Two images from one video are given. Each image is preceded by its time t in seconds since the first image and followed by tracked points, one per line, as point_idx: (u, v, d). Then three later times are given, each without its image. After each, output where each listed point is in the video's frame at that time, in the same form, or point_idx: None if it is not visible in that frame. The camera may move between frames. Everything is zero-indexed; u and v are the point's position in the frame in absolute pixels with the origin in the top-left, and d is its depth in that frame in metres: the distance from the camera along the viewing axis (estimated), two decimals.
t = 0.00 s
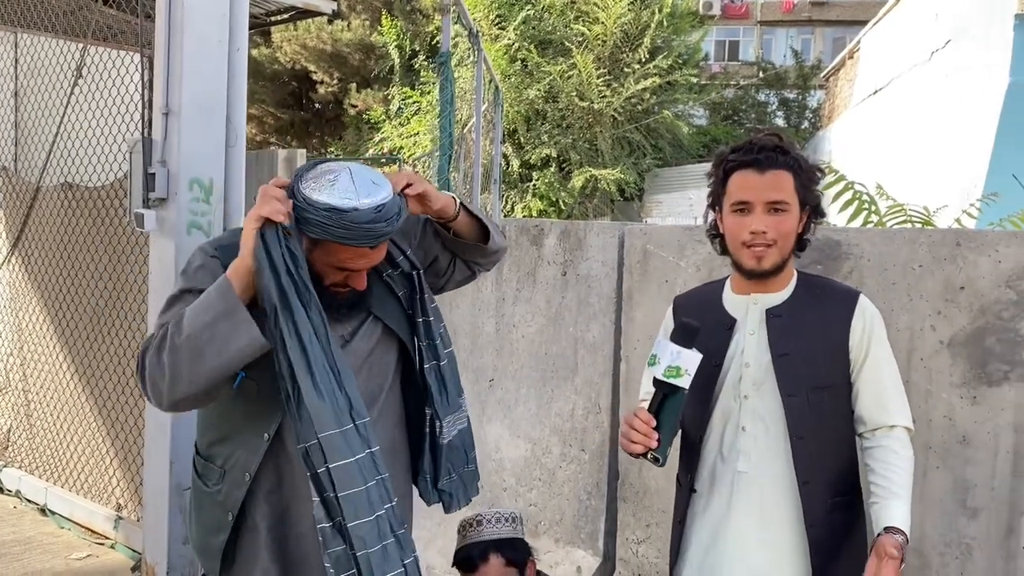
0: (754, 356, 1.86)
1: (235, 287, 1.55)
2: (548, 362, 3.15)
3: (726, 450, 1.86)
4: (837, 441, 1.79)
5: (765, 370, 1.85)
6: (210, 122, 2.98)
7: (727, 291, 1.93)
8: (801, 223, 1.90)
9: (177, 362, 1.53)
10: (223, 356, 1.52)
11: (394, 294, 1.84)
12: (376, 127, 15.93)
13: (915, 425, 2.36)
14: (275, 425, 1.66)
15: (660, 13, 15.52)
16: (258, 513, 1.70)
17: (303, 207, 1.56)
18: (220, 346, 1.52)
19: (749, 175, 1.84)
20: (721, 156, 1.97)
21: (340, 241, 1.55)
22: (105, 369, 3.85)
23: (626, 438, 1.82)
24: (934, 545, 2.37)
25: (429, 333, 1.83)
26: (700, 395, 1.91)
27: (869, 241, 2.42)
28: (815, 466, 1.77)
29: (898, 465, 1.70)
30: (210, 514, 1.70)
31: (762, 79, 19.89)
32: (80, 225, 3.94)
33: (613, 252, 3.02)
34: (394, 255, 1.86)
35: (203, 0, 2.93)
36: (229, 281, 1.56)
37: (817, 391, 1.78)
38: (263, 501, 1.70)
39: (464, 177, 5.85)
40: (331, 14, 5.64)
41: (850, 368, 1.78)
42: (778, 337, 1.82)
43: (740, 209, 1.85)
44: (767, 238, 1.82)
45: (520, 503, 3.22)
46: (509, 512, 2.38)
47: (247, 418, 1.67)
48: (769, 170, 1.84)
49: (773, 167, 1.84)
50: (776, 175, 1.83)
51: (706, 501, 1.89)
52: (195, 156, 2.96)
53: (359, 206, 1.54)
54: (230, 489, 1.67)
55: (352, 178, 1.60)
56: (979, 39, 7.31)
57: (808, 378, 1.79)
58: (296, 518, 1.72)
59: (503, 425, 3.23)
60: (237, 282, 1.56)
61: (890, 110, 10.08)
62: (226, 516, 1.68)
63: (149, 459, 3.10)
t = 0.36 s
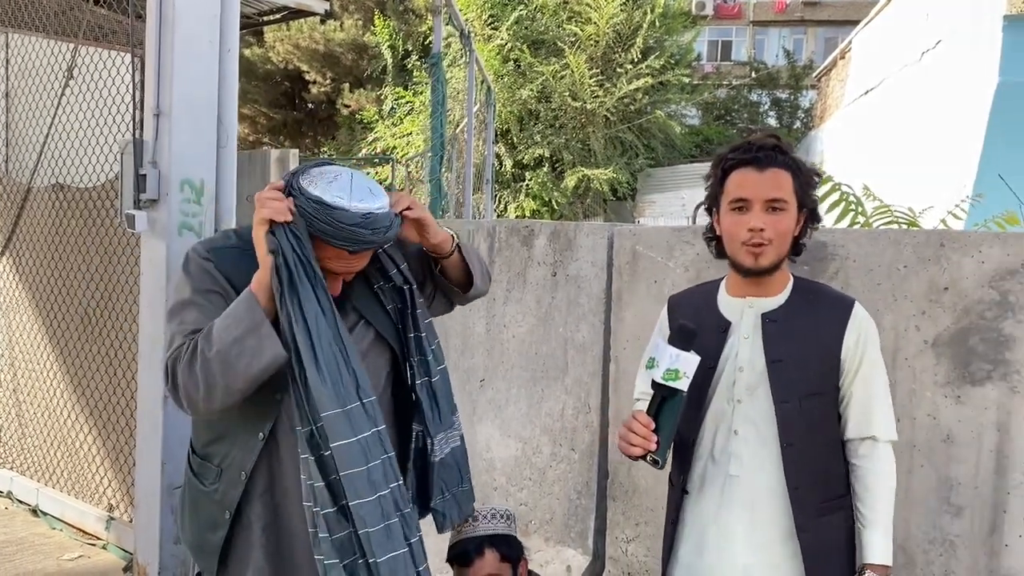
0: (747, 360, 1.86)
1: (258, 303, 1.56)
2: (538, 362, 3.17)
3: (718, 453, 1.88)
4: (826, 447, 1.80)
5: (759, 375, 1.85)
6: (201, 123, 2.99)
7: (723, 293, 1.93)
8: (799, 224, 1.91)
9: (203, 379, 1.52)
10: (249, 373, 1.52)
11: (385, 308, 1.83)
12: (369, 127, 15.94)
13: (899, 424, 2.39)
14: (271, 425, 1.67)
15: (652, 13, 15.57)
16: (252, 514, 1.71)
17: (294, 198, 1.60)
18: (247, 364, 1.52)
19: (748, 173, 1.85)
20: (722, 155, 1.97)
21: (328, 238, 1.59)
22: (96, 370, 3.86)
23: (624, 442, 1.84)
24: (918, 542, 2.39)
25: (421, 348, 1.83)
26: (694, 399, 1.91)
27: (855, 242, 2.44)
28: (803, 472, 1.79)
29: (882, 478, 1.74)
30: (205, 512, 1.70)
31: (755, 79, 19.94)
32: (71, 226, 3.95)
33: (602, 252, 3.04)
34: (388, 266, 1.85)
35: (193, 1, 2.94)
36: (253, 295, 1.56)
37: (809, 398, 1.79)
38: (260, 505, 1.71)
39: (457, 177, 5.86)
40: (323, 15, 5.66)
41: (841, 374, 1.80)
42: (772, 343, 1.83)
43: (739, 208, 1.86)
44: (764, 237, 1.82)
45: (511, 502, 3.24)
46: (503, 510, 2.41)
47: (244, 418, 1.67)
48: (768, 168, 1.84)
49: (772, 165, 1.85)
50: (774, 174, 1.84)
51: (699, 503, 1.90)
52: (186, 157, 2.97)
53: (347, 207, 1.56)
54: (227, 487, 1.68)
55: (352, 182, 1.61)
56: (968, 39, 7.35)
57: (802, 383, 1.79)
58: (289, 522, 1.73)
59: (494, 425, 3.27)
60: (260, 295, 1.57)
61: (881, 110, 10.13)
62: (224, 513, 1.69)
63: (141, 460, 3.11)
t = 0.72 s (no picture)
0: (753, 359, 1.85)
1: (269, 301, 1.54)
2: (528, 360, 3.17)
3: (725, 452, 1.86)
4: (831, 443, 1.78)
5: (766, 376, 1.84)
6: (191, 121, 2.99)
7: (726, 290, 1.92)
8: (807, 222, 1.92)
9: (211, 376, 1.52)
10: (257, 374, 1.53)
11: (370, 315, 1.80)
12: (363, 125, 15.93)
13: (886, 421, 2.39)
14: (260, 418, 1.67)
15: (646, 11, 15.58)
16: (241, 510, 1.69)
17: (296, 175, 1.63)
18: (256, 365, 1.52)
19: (765, 166, 1.85)
20: (730, 149, 1.96)
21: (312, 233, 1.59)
22: (87, 369, 3.85)
23: (633, 445, 1.83)
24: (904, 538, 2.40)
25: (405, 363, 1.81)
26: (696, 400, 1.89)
27: (842, 239, 2.45)
28: (815, 471, 1.77)
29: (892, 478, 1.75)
30: (193, 506, 1.70)
31: (749, 77, 19.94)
32: (61, 224, 3.94)
33: (591, 250, 3.04)
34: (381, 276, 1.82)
35: None
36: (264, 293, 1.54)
37: (819, 396, 1.79)
38: (246, 501, 1.69)
39: (449, 175, 5.86)
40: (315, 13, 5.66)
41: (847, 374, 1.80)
42: (779, 342, 1.82)
43: (756, 201, 1.84)
44: (781, 232, 1.81)
45: (501, 499, 3.25)
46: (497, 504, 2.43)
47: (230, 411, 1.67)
48: (786, 162, 1.85)
49: (789, 160, 1.86)
50: (791, 168, 1.85)
51: (704, 504, 1.88)
52: (177, 154, 2.96)
53: (343, 199, 1.58)
54: (215, 482, 1.68)
55: (357, 181, 1.64)
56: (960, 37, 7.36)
57: (811, 382, 1.79)
58: (273, 517, 1.71)
59: (484, 422, 3.28)
60: (273, 296, 1.55)
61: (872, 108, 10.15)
62: (212, 509, 1.69)
63: (132, 457, 3.11)
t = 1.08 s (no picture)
0: (736, 347, 1.87)
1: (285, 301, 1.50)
2: (522, 354, 3.18)
3: (711, 440, 1.87)
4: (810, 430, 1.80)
5: (747, 361, 1.86)
6: (184, 116, 2.99)
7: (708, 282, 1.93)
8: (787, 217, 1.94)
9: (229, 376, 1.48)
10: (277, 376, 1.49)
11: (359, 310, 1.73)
12: (360, 121, 15.92)
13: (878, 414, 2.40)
14: (264, 412, 1.61)
15: (643, 6, 15.56)
16: (242, 508, 1.62)
17: (291, 154, 1.60)
18: (277, 367, 1.49)
19: (762, 163, 1.85)
20: (720, 142, 1.95)
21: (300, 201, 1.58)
22: (82, 365, 3.85)
23: (620, 434, 1.82)
24: (895, 531, 2.41)
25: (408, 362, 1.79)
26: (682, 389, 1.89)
27: (834, 233, 2.45)
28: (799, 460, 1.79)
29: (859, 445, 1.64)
30: (194, 502, 1.64)
31: (747, 73, 19.92)
32: (56, 220, 3.94)
33: (584, 244, 3.04)
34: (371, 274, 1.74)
35: None
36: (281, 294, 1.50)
37: (801, 380, 1.80)
38: (246, 499, 1.62)
39: (444, 171, 5.86)
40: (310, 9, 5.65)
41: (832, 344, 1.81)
42: (759, 329, 1.83)
43: (752, 197, 1.84)
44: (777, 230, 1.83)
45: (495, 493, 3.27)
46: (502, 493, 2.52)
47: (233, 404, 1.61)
48: (781, 159, 1.85)
49: (783, 157, 1.86)
50: (785, 165, 1.86)
51: (689, 492, 1.90)
52: (170, 149, 2.96)
53: (332, 174, 1.58)
54: (218, 476, 1.62)
55: (354, 168, 1.62)
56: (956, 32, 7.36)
57: (792, 369, 1.80)
58: (271, 518, 1.64)
59: (479, 416, 3.29)
60: (291, 297, 1.51)
61: (869, 102, 10.12)
62: (215, 504, 1.63)
63: (127, 453, 3.12)
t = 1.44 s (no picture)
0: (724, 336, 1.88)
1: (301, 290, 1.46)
2: (520, 348, 3.18)
3: (701, 430, 1.88)
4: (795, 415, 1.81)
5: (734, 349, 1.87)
6: (182, 110, 2.98)
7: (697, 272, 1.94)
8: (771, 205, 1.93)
9: (245, 368, 1.43)
10: (299, 365, 1.46)
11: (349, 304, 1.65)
12: (359, 116, 15.88)
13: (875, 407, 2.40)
14: (268, 403, 1.55)
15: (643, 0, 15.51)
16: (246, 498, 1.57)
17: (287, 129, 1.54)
18: (297, 358, 1.45)
19: (727, 153, 1.85)
20: (694, 138, 1.97)
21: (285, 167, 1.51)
22: (81, 361, 3.85)
23: (608, 421, 1.84)
24: (892, 522, 2.42)
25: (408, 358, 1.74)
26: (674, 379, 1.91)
27: (831, 226, 2.45)
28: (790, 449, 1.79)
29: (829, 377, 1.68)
30: (198, 496, 1.60)
31: (747, 66, 19.85)
32: (55, 214, 3.93)
33: (582, 237, 3.03)
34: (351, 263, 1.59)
35: None
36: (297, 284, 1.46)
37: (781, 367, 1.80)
38: (248, 492, 1.57)
39: (443, 165, 5.85)
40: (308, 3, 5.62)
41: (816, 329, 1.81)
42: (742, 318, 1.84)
43: (718, 185, 1.86)
44: (745, 215, 1.83)
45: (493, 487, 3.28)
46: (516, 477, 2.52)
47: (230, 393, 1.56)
48: (747, 148, 1.85)
49: (749, 144, 1.87)
50: (752, 153, 1.85)
51: (681, 479, 1.90)
52: (168, 143, 2.96)
53: (320, 144, 1.50)
54: (222, 468, 1.58)
55: (347, 147, 1.54)
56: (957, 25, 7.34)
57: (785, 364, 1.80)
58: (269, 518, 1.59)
59: (477, 410, 3.29)
60: (308, 291, 1.46)
61: (869, 96, 10.09)
62: (221, 496, 1.58)
63: (126, 446, 3.13)
